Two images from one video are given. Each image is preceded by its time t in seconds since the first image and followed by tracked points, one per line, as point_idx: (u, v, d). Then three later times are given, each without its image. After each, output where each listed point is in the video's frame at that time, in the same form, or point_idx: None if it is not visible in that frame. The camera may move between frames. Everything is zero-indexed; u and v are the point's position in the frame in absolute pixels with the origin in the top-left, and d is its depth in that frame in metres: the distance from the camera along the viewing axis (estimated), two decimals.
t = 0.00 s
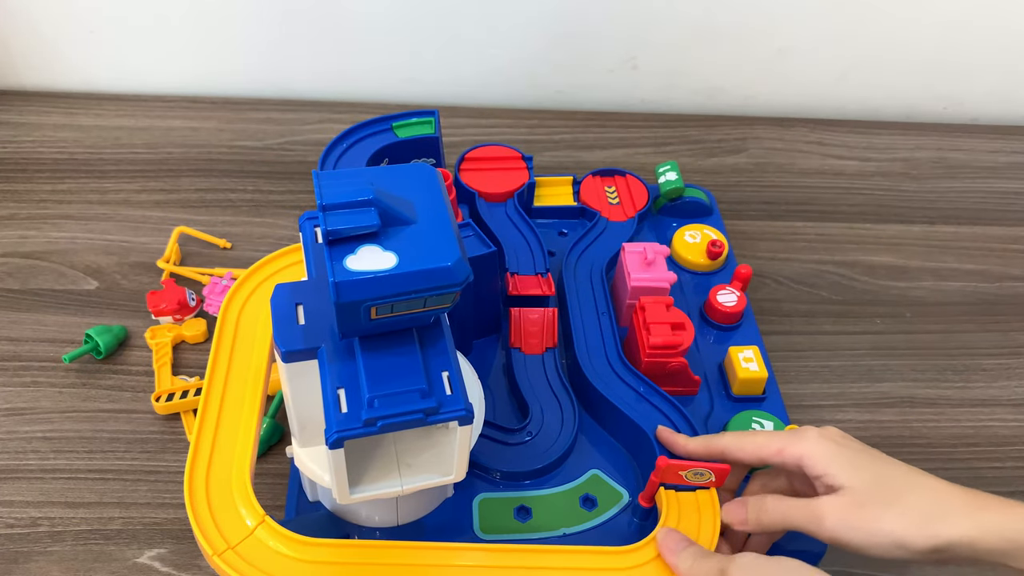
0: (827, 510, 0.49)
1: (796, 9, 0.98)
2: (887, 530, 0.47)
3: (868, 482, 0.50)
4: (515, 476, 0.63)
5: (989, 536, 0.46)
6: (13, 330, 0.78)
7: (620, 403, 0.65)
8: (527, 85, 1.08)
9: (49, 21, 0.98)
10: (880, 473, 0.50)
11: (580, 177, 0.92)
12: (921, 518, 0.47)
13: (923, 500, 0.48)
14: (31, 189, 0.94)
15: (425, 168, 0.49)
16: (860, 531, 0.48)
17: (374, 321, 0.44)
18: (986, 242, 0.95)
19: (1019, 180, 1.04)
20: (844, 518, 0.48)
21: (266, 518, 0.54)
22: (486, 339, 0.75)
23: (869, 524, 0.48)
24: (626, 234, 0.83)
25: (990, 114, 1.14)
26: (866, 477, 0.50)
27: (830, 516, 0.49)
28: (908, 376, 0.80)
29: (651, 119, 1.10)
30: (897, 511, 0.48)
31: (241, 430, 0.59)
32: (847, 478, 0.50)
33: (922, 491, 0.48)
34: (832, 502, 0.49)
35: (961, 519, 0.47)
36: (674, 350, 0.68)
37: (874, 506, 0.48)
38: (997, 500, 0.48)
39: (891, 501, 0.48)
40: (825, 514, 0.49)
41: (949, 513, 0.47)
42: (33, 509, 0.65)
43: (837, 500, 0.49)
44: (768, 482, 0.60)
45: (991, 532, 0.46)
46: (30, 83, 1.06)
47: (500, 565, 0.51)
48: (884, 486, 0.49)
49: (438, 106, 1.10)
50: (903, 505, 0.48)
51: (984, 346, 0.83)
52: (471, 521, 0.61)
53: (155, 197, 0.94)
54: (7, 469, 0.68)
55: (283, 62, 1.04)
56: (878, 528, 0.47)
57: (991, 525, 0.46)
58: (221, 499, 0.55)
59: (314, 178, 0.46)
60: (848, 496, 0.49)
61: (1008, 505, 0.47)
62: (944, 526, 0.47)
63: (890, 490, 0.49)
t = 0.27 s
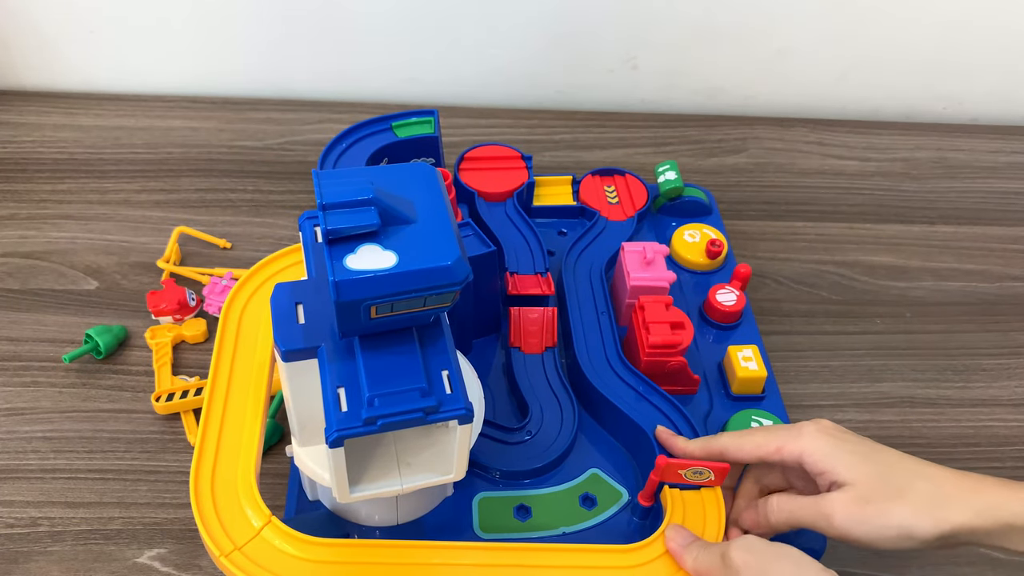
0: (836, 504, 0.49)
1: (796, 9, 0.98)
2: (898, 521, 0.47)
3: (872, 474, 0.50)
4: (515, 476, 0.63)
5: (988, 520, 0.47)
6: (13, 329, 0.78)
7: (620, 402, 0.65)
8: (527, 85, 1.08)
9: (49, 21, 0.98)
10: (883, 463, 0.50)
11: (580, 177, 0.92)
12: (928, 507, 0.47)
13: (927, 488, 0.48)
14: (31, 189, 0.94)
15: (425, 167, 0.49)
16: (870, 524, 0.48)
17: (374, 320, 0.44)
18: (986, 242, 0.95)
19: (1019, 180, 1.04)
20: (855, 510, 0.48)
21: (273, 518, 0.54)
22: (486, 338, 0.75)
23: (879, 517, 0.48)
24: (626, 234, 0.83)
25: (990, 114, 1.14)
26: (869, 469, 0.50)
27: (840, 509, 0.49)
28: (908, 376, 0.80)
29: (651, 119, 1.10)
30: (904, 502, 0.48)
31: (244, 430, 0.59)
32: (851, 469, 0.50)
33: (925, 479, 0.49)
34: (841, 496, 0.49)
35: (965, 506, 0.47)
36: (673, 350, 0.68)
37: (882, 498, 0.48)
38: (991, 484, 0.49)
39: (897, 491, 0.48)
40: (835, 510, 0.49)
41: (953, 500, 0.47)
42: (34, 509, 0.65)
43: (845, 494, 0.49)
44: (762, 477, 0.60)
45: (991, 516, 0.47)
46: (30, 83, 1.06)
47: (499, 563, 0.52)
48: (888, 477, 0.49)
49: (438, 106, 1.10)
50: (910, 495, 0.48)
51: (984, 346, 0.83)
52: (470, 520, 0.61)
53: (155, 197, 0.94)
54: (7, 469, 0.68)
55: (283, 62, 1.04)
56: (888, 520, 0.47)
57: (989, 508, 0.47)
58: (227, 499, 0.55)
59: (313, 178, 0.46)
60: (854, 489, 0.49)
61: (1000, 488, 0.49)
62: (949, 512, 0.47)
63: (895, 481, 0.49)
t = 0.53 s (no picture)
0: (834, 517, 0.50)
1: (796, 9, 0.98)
2: (895, 534, 0.47)
3: (869, 485, 0.49)
4: (515, 475, 0.63)
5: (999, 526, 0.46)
6: (13, 330, 0.78)
7: (620, 402, 0.65)
8: (527, 85, 1.08)
9: (49, 21, 0.98)
10: (883, 473, 0.49)
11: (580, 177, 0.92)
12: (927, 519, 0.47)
13: (927, 498, 0.48)
14: (31, 189, 0.94)
15: (425, 167, 0.49)
16: (869, 537, 0.48)
17: (374, 320, 0.44)
18: (986, 242, 0.95)
19: (1019, 180, 1.04)
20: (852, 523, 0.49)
21: (273, 517, 0.54)
22: (485, 338, 0.75)
23: (878, 530, 0.48)
24: (626, 233, 0.83)
25: (990, 114, 1.14)
26: (867, 480, 0.50)
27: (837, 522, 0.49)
28: (908, 376, 0.80)
29: (651, 119, 1.10)
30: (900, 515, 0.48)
31: (244, 430, 0.59)
32: (849, 481, 0.50)
33: (924, 489, 0.48)
34: (840, 510, 0.50)
35: (966, 515, 0.46)
36: (673, 349, 0.68)
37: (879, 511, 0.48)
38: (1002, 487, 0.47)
39: (894, 503, 0.48)
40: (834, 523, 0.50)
41: (955, 510, 0.47)
42: (34, 509, 0.65)
43: (843, 506, 0.50)
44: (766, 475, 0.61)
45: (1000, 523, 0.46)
46: (30, 83, 1.06)
47: (499, 563, 0.52)
48: (886, 488, 0.49)
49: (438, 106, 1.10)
50: (909, 508, 0.48)
51: (984, 346, 0.83)
52: (470, 520, 0.61)
53: (155, 197, 0.94)
54: (7, 469, 0.68)
55: (283, 62, 1.04)
56: (885, 533, 0.48)
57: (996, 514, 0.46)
58: (227, 499, 0.55)
59: (314, 178, 0.46)
60: (852, 502, 0.49)
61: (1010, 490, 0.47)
62: (950, 523, 0.46)
63: (893, 491, 0.48)
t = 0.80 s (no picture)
0: (800, 501, 0.51)
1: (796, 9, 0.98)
2: (851, 533, 0.49)
3: (851, 485, 0.51)
4: (515, 474, 0.63)
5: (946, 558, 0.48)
6: (13, 329, 0.78)
7: (620, 401, 0.65)
8: (527, 85, 1.08)
9: (49, 21, 0.98)
10: (864, 476, 0.51)
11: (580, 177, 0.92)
12: (887, 529, 0.49)
13: (896, 513, 0.49)
14: (31, 189, 0.94)
15: (425, 166, 0.49)
16: (825, 527, 0.50)
17: (374, 319, 0.44)
18: (986, 242, 0.95)
19: (1019, 180, 1.04)
20: (815, 512, 0.51)
21: (273, 515, 0.54)
22: (485, 337, 0.75)
23: (836, 524, 0.50)
24: (626, 232, 0.83)
25: (990, 114, 1.14)
26: (851, 478, 0.51)
27: (799, 509, 0.51)
28: (908, 375, 0.80)
29: (651, 119, 1.10)
30: (867, 517, 0.49)
31: (244, 429, 0.59)
32: (835, 475, 0.52)
33: (899, 505, 0.50)
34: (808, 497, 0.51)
35: (925, 541, 0.48)
36: (673, 348, 0.68)
37: (847, 508, 0.50)
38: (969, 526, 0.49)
39: (866, 506, 0.50)
40: (794, 507, 0.51)
41: (918, 531, 0.49)
42: (34, 509, 0.65)
43: (815, 495, 0.51)
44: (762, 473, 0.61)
45: (950, 554, 0.48)
46: (30, 82, 1.06)
47: (499, 562, 0.52)
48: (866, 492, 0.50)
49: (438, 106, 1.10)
50: (874, 510, 0.50)
51: (984, 346, 0.83)
52: (469, 519, 0.61)
53: (155, 197, 0.94)
54: (7, 469, 0.67)
55: (282, 62, 1.04)
56: (841, 529, 0.50)
57: (950, 546, 0.48)
58: (228, 498, 0.55)
59: (314, 177, 0.46)
60: (828, 493, 0.51)
61: (974, 532, 0.49)
62: (906, 539, 0.49)
63: (870, 497, 0.50)
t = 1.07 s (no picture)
0: (792, 495, 0.51)
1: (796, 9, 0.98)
2: (840, 530, 0.48)
3: (845, 482, 0.50)
4: (515, 474, 0.63)
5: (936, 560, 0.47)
6: (13, 329, 0.78)
7: (620, 401, 0.65)
8: (527, 85, 1.08)
9: (49, 21, 0.98)
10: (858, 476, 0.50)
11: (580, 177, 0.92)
12: (877, 526, 0.48)
13: (887, 511, 0.48)
14: (31, 189, 0.94)
15: (426, 166, 0.49)
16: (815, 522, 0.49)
17: (374, 319, 0.44)
18: (986, 242, 0.95)
19: (1019, 180, 1.04)
20: (806, 506, 0.50)
21: (273, 515, 0.54)
22: (485, 337, 0.75)
23: (826, 518, 0.49)
24: (626, 232, 0.83)
25: (990, 114, 1.14)
26: (845, 475, 0.51)
27: (791, 502, 0.50)
28: (908, 375, 0.80)
29: (651, 119, 1.10)
30: (858, 512, 0.48)
31: (244, 430, 0.59)
32: (830, 471, 0.51)
33: (890, 504, 0.49)
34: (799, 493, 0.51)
35: (914, 542, 0.47)
36: (673, 348, 0.68)
37: (838, 503, 0.49)
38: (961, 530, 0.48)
39: (858, 502, 0.49)
40: (786, 500, 0.51)
41: (908, 531, 0.48)
42: (34, 509, 0.65)
43: (807, 489, 0.51)
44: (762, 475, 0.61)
45: (940, 555, 0.47)
46: (30, 83, 1.06)
47: (499, 561, 0.52)
48: (859, 490, 0.50)
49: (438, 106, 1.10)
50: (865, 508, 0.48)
51: (984, 346, 0.83)
52: (469, 518, 0.61)
53: (155, 197, 0.94)
54: (7, 469, 0.67)
55: (283, 62, 1.04)
56: (831, 524, 0.49)
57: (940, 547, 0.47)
58: (228, 498, 0.55)
59: (314, 177, 0.46)
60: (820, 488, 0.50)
61: (965, 535, 0.48)
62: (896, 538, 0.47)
63: (862, 495, 0.49)
